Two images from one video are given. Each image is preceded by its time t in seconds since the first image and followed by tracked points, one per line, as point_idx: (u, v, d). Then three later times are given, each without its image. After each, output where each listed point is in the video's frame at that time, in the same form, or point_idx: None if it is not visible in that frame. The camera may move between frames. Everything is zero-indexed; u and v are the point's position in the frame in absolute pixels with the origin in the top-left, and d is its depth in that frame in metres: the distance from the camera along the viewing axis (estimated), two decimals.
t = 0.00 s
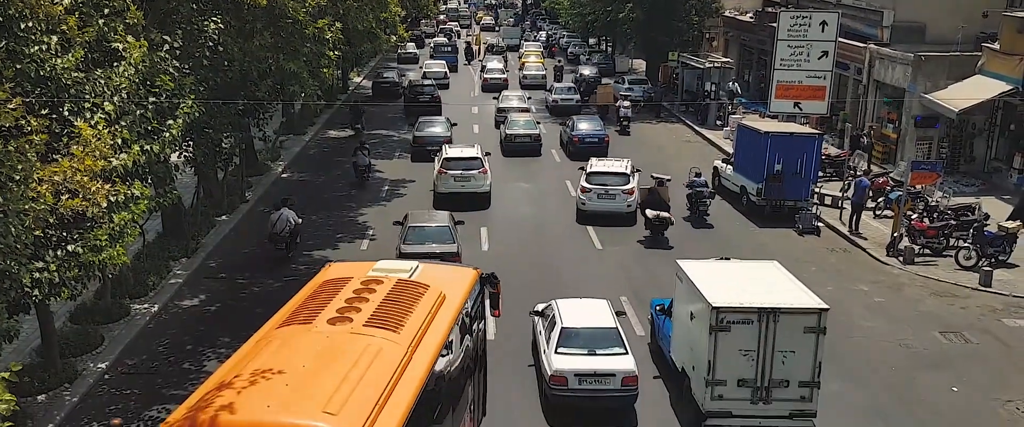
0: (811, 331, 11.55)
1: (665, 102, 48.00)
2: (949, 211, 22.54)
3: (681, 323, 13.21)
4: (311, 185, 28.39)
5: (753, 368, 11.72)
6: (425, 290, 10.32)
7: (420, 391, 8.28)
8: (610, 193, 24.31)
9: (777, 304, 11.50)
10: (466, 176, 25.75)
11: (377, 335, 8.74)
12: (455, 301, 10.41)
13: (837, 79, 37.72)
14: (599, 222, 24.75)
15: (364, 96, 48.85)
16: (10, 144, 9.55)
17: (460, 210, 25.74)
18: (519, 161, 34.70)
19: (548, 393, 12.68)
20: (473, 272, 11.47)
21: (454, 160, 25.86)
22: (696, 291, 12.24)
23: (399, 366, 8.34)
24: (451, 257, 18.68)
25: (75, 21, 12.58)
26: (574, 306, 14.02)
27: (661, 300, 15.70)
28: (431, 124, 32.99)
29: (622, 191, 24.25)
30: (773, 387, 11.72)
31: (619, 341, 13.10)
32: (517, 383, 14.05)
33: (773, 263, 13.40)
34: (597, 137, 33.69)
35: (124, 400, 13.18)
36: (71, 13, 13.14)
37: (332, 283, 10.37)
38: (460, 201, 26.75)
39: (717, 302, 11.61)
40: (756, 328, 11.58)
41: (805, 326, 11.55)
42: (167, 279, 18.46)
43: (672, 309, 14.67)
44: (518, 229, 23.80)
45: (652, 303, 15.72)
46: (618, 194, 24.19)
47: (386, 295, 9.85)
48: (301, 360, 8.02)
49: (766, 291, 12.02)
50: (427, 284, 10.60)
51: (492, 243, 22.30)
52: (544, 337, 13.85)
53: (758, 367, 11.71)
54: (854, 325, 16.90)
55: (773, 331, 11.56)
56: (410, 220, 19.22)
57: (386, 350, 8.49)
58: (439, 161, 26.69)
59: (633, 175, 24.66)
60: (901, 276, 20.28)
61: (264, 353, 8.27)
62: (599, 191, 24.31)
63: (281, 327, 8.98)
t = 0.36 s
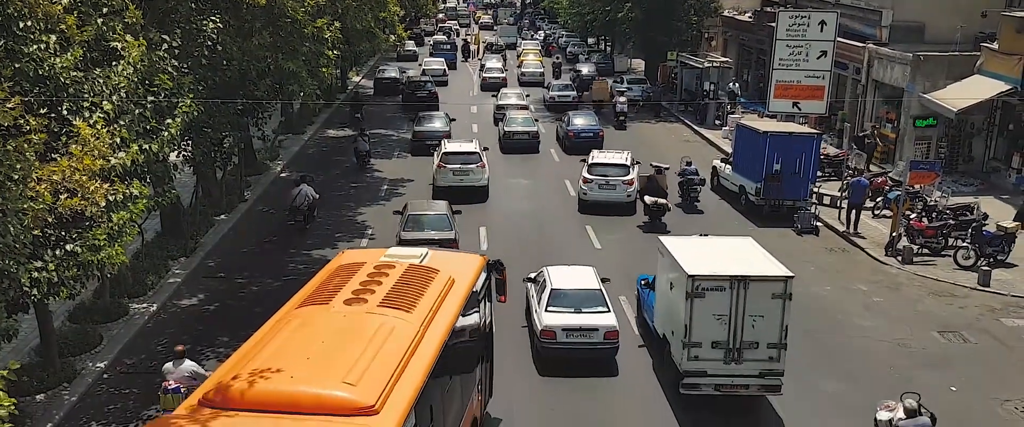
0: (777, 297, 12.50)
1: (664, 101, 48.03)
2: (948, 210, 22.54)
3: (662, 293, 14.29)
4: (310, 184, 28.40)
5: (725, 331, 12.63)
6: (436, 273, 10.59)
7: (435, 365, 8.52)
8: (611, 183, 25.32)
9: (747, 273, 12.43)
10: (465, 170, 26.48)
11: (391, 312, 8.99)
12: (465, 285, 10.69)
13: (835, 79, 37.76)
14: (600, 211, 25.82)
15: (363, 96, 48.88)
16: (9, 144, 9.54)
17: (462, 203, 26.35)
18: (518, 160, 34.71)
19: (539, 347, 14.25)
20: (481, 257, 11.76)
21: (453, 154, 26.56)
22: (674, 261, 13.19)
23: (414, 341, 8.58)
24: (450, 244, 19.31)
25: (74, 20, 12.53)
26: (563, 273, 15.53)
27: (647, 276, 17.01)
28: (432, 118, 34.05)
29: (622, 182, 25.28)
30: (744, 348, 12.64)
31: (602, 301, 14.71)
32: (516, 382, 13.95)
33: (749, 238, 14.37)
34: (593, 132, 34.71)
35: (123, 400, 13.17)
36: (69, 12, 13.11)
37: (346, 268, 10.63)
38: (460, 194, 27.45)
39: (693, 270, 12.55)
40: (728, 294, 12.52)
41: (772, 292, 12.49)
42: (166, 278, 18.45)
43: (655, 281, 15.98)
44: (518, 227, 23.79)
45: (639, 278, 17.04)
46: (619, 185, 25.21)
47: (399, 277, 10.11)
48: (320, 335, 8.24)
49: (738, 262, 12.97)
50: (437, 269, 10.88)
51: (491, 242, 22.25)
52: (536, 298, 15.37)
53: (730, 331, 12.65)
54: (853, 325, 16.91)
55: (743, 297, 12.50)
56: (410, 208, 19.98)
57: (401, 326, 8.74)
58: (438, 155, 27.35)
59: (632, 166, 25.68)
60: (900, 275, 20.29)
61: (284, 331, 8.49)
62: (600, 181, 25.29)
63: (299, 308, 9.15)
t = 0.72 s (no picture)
0: (749, 262, 13.99)
1: (664, 97, 47.98)
2: (947, 206, 22.53)
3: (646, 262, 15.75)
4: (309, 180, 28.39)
5: (701, 293, 14.06)
6: (447, 254, 11.29)
7: (447, 336, 9.21)
8: (613, 170, 26.49)
9: (720, 240, 13.89)
10: (464, 160, 27.12)
11: (407, 287, 9.67)
12: (474, 266, 11.41)
13: (835, 75, 37.76)
14: (602, 197, 26.95)
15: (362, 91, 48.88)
16: (8, 139, 9.51)
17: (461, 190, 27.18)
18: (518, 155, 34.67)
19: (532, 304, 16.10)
20: (490, 241, 12.51)
21: (452, 144, 27.17)
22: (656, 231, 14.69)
23: (428, 313, 9.27)
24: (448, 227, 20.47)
25: (73, 15, 12.47)
26: (554, 240, 17.36)
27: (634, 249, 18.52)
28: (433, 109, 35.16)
29: (622, 169, 26.42)
30: (718, 309, 14.10)
31: (588, 263, 16.56)
32: (516, 382, 13.82)
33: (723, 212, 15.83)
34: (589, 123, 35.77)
35: (122, 396, 13.18)
36: (68, 8, 13.08)
37: (364, 248, 11.33)
38: (459, 183, 27.96)
39: (672, 238, 13.99)
40: (704, 260, 13.98)
41: (744, 257, 13.97)
42: (165, 274, 18.47)
43: (640, 253, 17.53)
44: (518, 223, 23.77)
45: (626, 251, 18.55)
46: (620, 171, 26.38)
47: (413, 256, 10.80)
48: (342, 306, 8.90)
49: (714, 231, 14.44)
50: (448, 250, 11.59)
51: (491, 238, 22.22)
52: (528, 262, 17.25)
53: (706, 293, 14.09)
54: (853, 320, 16.94)
55: (717, 263, 13.96)
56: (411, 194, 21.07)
57: (416, 300, 9.42)
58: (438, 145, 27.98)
59: (633, 154, 27.01)
60: (900, 271, 20.30)
61: (308, 302, 9.15)
62: (602, 169, 26.47)
63: (319, 285, 9.81)
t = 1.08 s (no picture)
0: (728, 238, 15.36)
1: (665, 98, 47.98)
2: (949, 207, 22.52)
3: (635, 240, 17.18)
4: (310, 180, 28.40)
5: (684, 266, 15.46)
6: (459, 241, 12.12)
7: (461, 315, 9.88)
8: (615, 162, 27.39)
9: (701, 218, 15.27)
10: (465, 155, 27.67)
11: (423, 270, 10.36)
12: (484, 254, 12.11)
13: (837, 75, 37.76)
14: (606, 188, 27.84)
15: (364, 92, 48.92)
16: (10, 139, 9.54)
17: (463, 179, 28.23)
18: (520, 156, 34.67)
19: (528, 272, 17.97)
20: (499, 230, 13.21)
21: (453, 139, 27.76)
22: (644, 211, 16.07)
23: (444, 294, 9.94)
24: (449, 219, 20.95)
25: (75, 16, 12.50)
26: (549, 216, 19.20)
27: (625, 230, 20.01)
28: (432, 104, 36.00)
29: (625, 161, 27.33)
30: (699, 281, 15.50)
31: (579, 236, 18.39)
32: (519, 386, 13.72)
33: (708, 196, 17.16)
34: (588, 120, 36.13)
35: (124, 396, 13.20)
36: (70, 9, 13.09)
37: (381, 236, 12.05)
38: (459, 177, 28.53)
39: (657, 216, 15.43)
40: (687, 235, 15.35)
41: (723, 234, 15.34)
42: (167, 274, 18.50)
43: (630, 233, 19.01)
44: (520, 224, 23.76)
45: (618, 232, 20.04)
46: (623, 164, 27.28)
47: (427, 243, 11.49)
48: (364, 287, 9.58)
49: (697, 210, 15.82)
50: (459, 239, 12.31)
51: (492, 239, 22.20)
52: (525, 235, 19.08)
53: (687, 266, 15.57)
54: (854, 321, 16.94)
55: (699, 239, 15.34)
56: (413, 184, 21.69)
57: (432, 281, 10.11)
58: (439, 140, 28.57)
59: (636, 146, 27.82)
60: (901, 272, 20.28)
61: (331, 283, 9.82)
62: (605, 161, 27.35)
63: (341, 268, 10.59)
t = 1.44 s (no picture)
0: (708, 215, 16.87)
1: (666, 95, 47.94)
2: (949, 205, 22.48)
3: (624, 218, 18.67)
4: (311, 178, 28.39)
5: (669, 241, 16.97)
6: (471, 225, 12.82)
7: (473, 293, 10.58)
8: (615, 152, 28.38)
9: (684, 197, 16.79)
10: (464, 146, 28.26)
11: (437, 251, 11.09)
12: (494, 239, 12.79)
13: (837, 73, 37.76)
14: (605, 177, 28.84)
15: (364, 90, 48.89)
16: (10, 137, 9.53)
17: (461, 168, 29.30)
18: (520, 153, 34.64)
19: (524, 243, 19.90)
20: (509, 216, 13.89)
21: (454, 131, 28.37)
22: (632, 191, 17.57)
23: (457, 273, 10.64)
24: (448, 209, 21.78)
25: (75, 13, 12.47)
26: (542, 192, 21.13)
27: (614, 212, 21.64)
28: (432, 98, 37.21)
29: (626, 151, 28.34)
30: (683, 255, 17.01)
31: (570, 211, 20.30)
32: (522, 383, 13.72)
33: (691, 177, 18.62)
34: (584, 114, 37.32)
35: (125, 393, 13.20)
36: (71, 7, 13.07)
37: (397, 220, 12.76)
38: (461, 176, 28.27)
39: (644, 195, 16.95)
40: (671, 212, 16.89)
41: (704, 211, 16.86)
42: (168, 272, 18.51)
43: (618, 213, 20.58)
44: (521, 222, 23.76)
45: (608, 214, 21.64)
46: (623, 153, 28.26)
47: (441, 226, 12.19)
48: (383, 265, 10.28)
49: (681, 190, 17.33)
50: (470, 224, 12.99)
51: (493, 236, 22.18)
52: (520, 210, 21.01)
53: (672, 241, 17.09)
54: (855, 319, 16.94)
55: (682, 215, 16.87)
56: (414, 175, 22.63)
57: (446, 261, 10.83)
58: (439, 133, 29.07)
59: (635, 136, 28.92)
60: (902, 270, 20.27)
61: (352, 262, 10.54)
62: (606, 150, 28.38)
63: (361, 248, 11.27)
